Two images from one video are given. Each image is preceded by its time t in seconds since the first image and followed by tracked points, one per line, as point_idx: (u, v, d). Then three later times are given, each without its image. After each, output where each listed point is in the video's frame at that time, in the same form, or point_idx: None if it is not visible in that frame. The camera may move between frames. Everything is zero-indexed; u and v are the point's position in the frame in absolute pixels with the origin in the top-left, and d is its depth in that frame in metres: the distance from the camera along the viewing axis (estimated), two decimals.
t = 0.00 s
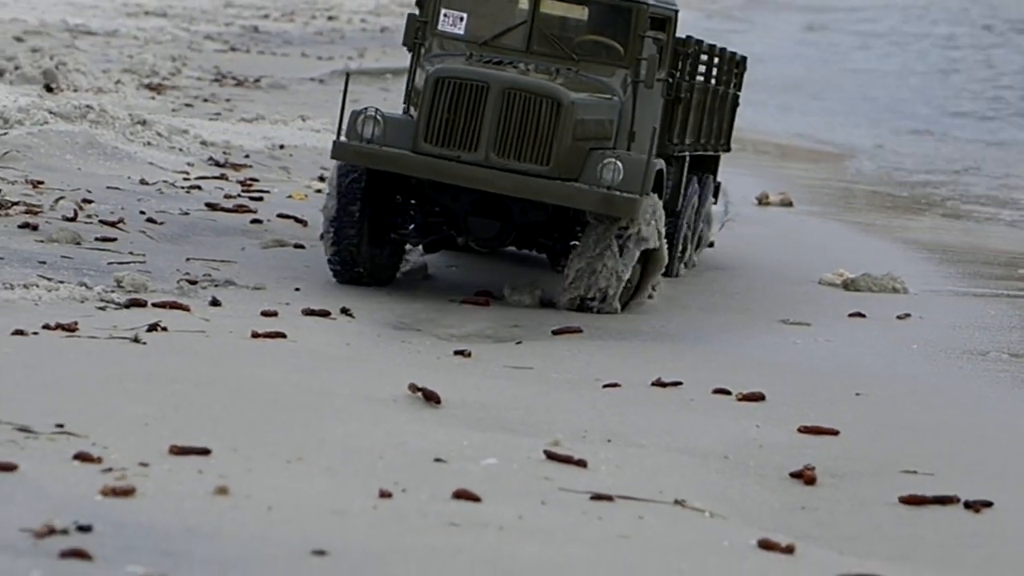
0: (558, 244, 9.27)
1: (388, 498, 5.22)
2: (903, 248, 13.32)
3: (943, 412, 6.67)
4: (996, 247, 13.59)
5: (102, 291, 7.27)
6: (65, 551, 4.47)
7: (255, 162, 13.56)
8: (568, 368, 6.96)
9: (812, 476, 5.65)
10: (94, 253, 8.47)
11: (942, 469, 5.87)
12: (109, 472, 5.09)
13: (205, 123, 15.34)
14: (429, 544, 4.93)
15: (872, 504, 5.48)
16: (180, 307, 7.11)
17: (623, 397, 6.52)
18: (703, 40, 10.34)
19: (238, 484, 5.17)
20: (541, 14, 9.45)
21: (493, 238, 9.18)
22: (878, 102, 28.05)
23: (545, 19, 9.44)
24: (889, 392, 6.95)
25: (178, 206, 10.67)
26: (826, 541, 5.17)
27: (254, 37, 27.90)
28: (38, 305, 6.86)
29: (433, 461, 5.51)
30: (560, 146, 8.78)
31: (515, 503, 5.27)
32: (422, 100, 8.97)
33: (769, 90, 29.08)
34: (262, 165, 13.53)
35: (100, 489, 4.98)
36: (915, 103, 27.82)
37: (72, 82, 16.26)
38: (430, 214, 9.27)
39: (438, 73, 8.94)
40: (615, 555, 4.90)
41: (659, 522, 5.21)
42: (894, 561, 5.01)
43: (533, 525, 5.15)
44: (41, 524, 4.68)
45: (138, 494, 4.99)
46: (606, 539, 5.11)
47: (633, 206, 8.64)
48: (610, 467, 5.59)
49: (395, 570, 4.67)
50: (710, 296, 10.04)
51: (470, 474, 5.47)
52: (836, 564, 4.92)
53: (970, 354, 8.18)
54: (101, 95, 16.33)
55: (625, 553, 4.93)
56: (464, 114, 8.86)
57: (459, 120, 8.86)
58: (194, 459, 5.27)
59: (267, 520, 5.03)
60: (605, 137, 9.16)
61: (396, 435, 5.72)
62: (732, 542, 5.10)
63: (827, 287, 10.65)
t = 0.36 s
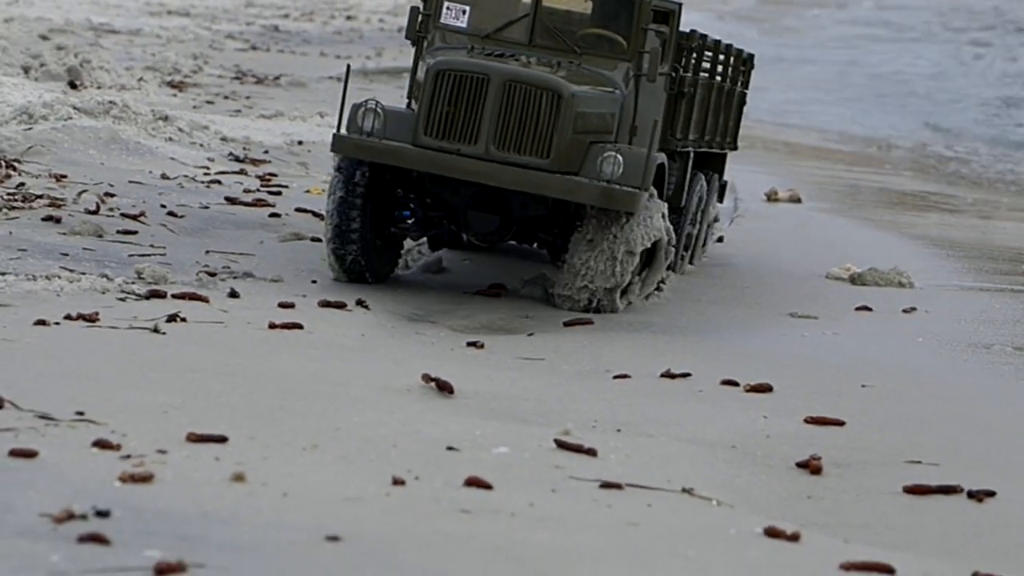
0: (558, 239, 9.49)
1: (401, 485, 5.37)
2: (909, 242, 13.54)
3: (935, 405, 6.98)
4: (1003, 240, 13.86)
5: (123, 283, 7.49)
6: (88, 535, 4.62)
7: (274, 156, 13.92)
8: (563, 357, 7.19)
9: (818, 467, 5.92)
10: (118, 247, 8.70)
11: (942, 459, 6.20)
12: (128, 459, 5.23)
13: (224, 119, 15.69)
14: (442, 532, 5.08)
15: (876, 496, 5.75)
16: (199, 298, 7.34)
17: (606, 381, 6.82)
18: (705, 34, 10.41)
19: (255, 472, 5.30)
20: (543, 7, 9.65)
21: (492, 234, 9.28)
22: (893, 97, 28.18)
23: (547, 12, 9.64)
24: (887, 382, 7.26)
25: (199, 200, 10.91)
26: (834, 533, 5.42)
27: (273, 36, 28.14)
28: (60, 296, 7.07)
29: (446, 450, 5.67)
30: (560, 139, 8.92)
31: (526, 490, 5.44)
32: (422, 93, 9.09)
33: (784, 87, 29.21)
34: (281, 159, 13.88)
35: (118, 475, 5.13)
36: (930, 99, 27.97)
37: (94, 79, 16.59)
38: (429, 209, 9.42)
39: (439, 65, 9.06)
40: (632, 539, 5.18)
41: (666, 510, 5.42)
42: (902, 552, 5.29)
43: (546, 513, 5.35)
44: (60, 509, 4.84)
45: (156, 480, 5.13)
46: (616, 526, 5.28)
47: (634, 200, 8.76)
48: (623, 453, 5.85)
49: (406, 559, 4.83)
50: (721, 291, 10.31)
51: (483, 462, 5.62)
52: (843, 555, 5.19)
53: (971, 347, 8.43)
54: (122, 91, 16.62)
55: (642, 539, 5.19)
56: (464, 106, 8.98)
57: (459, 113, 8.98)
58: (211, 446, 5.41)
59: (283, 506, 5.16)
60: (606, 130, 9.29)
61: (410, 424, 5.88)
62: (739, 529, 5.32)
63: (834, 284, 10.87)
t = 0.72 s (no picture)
0: (554, 240, 9.63)
1: (417, 474, 5.48)
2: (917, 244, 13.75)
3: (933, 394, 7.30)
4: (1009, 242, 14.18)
5: (144, 277, 7.79)
6: (111, 523, 4.75)
7: (292, 156, 14.32)
8: (577, 356, 7.45)
9: (828, 458, 6.10)
10: (139, 242, 9.18)
11: (949, 451, 6.41)
12: (148, 448, 5.36)
13: (244, 119, 16.10)
14: (459, 518, 5.19)
15: (889, 490, 5.89)
16: (218, 292, 7.61)
17: (614, 373, 7.13)
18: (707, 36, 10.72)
19: (273, 460, 5.42)
20: (543, 6, 9.78)
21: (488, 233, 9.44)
22: (907, 95, 28.37)
23: (547, 10, 9.78)
24: (893, 380, 7.57)
25: (218, 197, 11.41)
26: (843, 521, 5.54)
27: (292, 39, 28.45)
28: (82, 290, 7.35)
29: (461, 440, 5.79)
30: (555, 138, 9.06)
31: (540, 478, 5.55)
32: (418, 91, 9.26)
33: (799, 88, 29.43)
34: (299, 160, 14.28)
35: (140, 463, 5.25)
36: (944, 94, 28.15)
37: (117, 80, 16.95)
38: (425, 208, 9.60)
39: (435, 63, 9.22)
40: (646, 525, 5.30)
41: (678, 499, 5.53)
42: (913, 541, 5.43)
43: (560, 500, 5.44)
44: (82, 495, 4.96)
45: (177, 468, 5.25)
46: (628, 513, 5.39)
47: (628, 199, 8.85)
48: (635, 445, 6.00)
49: (420, 544, 4.95)
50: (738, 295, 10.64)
51: (497, 451, 5.75)
52: (852, 543, 5.33)
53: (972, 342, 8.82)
54: (144, 91, 16.90)
55: (654, 526, 5.30)
56: (459, 105, 9.14)
57: (453, 111, 9.14)
58: (230, 436, 5.54)
59: (302, 494, 5.28)
60: (602, 130, 9.44)
61: (425, 414, 6.01)
62: (752, 518, 5.42)
63: (847, 284, 11.25)
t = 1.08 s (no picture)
0: (547, 244, 9.62)
1: (435, 466, 5.58)
2: (931, 243, 13.82)
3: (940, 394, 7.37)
4: None
5: (168, 272, 7.92)
6: (134, 512, 4.85)
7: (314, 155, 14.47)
8: (591, 351, 7.53)
9: (838, 453, 6.18)
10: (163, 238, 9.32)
11: (958, 447, 6.48)
12: (170, 439, 5.46)
13: (268, 117, 16.25)
14: (475, 510, 5.29)
15: (899, 483, 5.98)
16: (242, 287, 7.75)
17: (631, 368, 7.22)
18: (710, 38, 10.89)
19: (294, 452, 5.52)
20: (538, 8, 9.85)
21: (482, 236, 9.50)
22: (925, 93, 28.42)
23: (542, 13, 9.85)
24: (904, 377, 7.64)
25: (242, 193, 11.59)
26: (854, 515, 5.64)
27: (317, 40, 28.60)
28: (107, 284, 7.49)
29: (479, 433, 5.88)
30: (548, 143, 9.09)
31: (556, 471, 5.65)
32: (410, 95, 9.32)
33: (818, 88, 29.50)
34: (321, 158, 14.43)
35: (162, 453, 5.35)
36: (962, 93, 28.18)
37: (144, 78, 17.14)
38: (419, 212, 9.67)
39: (428, 68, 9.28)
40: (660, 517, 5.40)
41: (691, 492, 5.62)
42: (922, 535, 5.53)
43: (575, 493, 5.54)
44: (105, 485, 5.07)
45: (199, 459, 5.36)
46: (641, 506, 5.48)
47: (622, 205, 8.87)
48: (649, 438, 6.09)
49: (436, 535, 5.07)
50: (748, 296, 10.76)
51: (514, 445, 5.84)
52: (862, 537, 5.43)
53: (984, 341, 8.87)
54: (171, 90, 17.05)
55: (668, 518, 5.39)
56: (451, 110, 9.20)
57: (445, 116, 9.20)
58: (251, 428, 5.65)
59: (322, 485, 5.38)
60: (598, 135, 9.46)
61: (443, 407, 6.11)
62: (764, 512, 5.53)
63: (862, 284, 11.31)
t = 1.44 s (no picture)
0: (542, 248, 9.81)
1: (455, 459, 5.72)
2: (941, 244, 13.94)
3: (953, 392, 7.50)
4: None
5: (196, 269, 8.12)
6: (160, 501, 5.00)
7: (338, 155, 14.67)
8: (608, 348, 7.68)
9: (849, 448, 6.31)
10: (191, 235, 9.74)
11: (965, 443, 6.62)
12: (197, 431, 5.61)
13: (294, 118, 16.45)
14: (494, 502, 5.44)
15: (907, 478, 6.12)
16: (267, 283, 7.97)
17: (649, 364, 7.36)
18: (712, 44, 11.13)
19: (317, 444, 5.67)
20: (535, 12, 9.99)
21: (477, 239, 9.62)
22: (938, 96, 28.52)
23: (539, 16, 9.99)
24: (914, 373, 7.79)
25: (268, 193, 11.87)
26: (864, 509, 5.78)
27: (341, 42, 28.72)
28: (136, 280, 7.68)
29: (498, 427, 6.03)
30: (540, 146, 9.20)
31: (572, 464, 5.79)
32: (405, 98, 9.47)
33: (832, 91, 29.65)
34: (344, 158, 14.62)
35: (189, 446, 5.50)
36: (975, 97, 28.28)
37: (173, 80, 17.37)
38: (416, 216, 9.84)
39: (423, 70, 9.41)
40: (673, 509, 5.54)
41: (704, 485, 5.76)
42: (928, 528, 5.67)
43: (591, 486, 5.68)
44: (134, 477, 5.22)
45: (224, 451, 5.50)
46: (655, 499, 5.62)
47: (613, 208, 9.01)
48: (663, 432, 6.23)
49: (454, 527, 5.22)
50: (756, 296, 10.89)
51: (531, 439, 5.98)
52: (870, 530, 5.58)
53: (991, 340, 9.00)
54: (201, 92, 17.26)
55: (681, 511, 5.54)
56: (445, 112, 9.33)
57: (438, 118, 9.33)
58: (276, 422, 5.79)
59: (344, 477, 5.53)
60: (591, 138, 9.61)
61: (463, 402, 6.25)
62: (774, 505, 5.67)
63: (872, 284, 11.43)
